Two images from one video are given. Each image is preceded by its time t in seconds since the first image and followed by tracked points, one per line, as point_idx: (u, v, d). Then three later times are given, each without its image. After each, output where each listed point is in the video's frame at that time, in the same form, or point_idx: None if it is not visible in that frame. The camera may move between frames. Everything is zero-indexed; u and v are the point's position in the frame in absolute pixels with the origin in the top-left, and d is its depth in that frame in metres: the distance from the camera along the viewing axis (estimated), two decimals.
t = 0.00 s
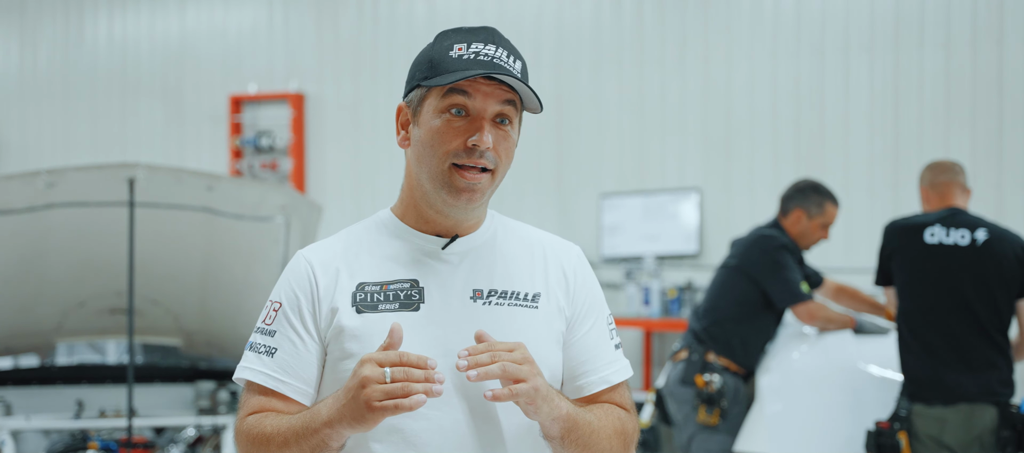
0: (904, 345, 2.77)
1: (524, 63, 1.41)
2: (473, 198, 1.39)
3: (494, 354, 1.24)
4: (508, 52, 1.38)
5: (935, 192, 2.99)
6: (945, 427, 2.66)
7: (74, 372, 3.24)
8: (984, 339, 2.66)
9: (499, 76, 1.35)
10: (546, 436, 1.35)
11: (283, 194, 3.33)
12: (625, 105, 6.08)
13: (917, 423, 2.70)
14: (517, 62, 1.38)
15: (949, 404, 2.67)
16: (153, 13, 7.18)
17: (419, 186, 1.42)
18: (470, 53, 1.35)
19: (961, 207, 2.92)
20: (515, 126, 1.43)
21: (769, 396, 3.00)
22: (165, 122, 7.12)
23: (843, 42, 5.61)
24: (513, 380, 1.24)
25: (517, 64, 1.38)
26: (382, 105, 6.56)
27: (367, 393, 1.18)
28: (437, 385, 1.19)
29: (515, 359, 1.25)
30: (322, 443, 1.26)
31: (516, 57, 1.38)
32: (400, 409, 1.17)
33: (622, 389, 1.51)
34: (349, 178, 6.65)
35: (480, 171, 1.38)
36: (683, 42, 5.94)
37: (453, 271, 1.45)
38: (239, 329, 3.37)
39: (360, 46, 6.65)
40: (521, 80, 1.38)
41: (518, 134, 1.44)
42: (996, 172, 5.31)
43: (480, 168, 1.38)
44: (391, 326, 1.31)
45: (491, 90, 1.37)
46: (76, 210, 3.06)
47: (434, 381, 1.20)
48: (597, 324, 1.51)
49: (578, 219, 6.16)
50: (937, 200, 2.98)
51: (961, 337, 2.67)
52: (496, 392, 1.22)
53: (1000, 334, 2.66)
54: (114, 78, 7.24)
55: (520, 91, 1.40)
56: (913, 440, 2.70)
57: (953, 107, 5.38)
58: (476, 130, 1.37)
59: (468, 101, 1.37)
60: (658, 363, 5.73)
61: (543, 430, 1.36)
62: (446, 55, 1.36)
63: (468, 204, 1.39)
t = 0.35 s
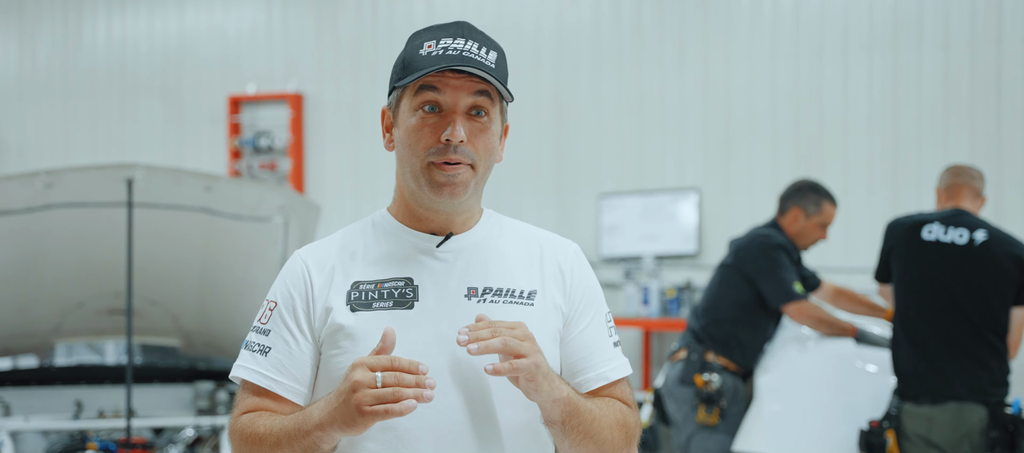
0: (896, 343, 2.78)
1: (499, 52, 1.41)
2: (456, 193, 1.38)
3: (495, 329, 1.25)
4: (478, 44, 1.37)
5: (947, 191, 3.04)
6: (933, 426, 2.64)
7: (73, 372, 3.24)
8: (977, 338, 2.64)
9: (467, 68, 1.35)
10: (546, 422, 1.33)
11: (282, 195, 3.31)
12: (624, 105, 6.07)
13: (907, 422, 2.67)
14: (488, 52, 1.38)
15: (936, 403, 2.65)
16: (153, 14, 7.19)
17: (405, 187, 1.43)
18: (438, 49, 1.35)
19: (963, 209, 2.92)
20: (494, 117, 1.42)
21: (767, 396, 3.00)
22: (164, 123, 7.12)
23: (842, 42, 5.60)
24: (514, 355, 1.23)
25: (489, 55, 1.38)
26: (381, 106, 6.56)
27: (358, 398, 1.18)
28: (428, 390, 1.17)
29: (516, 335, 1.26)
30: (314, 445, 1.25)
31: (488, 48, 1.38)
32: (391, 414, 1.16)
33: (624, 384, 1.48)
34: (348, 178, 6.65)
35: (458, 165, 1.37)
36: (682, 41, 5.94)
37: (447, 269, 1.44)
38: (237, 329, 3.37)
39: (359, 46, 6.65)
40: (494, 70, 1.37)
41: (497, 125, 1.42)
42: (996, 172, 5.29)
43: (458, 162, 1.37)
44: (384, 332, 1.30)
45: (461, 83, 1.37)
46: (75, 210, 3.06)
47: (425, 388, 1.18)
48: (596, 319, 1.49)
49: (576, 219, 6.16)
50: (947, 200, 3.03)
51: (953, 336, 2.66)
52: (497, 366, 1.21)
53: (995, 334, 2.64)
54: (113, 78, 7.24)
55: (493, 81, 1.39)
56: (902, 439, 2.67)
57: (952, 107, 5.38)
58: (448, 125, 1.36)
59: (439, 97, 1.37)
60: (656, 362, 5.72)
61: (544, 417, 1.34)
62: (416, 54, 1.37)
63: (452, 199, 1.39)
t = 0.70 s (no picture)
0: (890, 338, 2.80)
1: (480, 48, 1.40)
2: (429, 191, 1.38)
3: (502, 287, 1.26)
4: (455, 43, 1.37)
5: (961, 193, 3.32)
6: (922, 422, 2.61)
7: (68, 371, 3.24)
8: (968, 333, 2.63)
9: (440, 68, 1.34)
10: (549, 396, 1.32)
11: (276, 193, 3.33)
12: (619, 103, 6.07)
13: (898, 420, 2.64)
14: (466, 51, 1.37)
15: (926, 398, 2.64)
16: (148, 13, 7.19)
17: (389, 184, 1.44)
18: (413, 49, 1.35)
19: (966, 209, 2.92)
20: (472, 115, 1.40)
21: (762, 396, 2.99)
22: (159, 122, 7.11)
23: (836, 40, 5.61)
24: (521, 313, 1.24)
25: (467, 53, 1.37)
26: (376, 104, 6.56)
27: (363, 421, 1.18)
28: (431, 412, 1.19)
29: (523, 295, 1.27)
30: None
31: (466, 45, 1.38)
32: (396, 438, 1.17)
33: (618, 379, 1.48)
34: (343, 176, 6.64)
35: (431, 164, 1.37)
36: (676, 40, 5.95)
37: (438, 267, 1.44)
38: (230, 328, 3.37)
39: (354, 45, 6.65)
40: (470, 68, 1.37)
41: (476, 123, 1.40)
42: (991, 170, 5.29)
43: (431, 161, 1.37)
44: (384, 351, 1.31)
45: (434, 83, 1.36)
46: (69, 209, 3.06)
47: (428, 410, 1.19)
48: (588, 314, 1.48)
49: (571, 217, 6.16)
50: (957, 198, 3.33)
51: (943, 332, 2.67)
52: (505, 322, 1.22)
53: (988, 330, 2.63)
54: (108, 77, 7.24)
55: (468, 81, 1.36)
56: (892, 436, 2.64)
57: (946, 105, 5.38)
58: (420, 125, 1.36)
59: (412, 97, 1.37)
60: (652, 360, 5.73)
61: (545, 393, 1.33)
62: (394, 54, 1.37)
63: (427, 197, 1.39)
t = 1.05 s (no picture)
0: (892, 338, 2.79)
1: (501, 68, 1.40)
2: (435, 208, 1.38)
3: (526, 337, 1.25)
4: (478, 63, 1.37)
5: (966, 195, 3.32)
6: (922, 423, 2.62)
7: (66, 371, 3.24)
8: (968, 334, 2.64)
9: (462, 89, 1.34)
10: (557, 430, 1.34)
11: (273, 194, 3.34)
12: (617, 103, 6.07)
13: (897, 419, 2.65)
14: (487, 72, 1.38)
15: (926, 398, 2.64)
16: (145, 13, 7.18)
17: (392, 192, 1.43)
18: (436, 63, 1.35)
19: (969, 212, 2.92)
20: (484, 137, 1.41)
21: (759, 396, 2.98)
22: (156, 121, 7.11)
23: (834, 40, 5.61)
24: (545, 369, 1.24)
25: (488, 72, 1.37)
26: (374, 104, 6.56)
27: (373, 426, 1.18)
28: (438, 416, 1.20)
29: (546, 345, 1.26)
30: None
31: (488, 65, 1.38)
32: (405, 442, 1.18)
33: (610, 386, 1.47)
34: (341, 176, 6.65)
35: (441, 183, 1.38)
36: (674, 40, 5.95)
37: (433, 270, 1.44)
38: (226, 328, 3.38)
39: (352, 45, 6.64)
40: (489, 89, 1.37)
41: (486, 145, 1.41)
42: (988, 171, 5.29)
43: (441, 180, 1.37)
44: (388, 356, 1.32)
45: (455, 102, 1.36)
46: (66, 210, 3.06)
47: (436, 414, 1.20)
48: (585, 318, 1.48)
49: (569, 217, 6.16)
50: (962, 200, 3.33)
51: (943, 332, 2.66)
52: (528, 380, 1.22)
53: (989, 330, 2.63)
54: (105, 77, 7.23)
55: (486, 103, 1.37)
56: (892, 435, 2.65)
57: (944, 105, 5.38)
58: (435, 142, 1.36)
59: (430, 112, 1.36)
60: (649, 360, 5.74)
61: (554, 426, 1.35)
62: (414, 62, 1.37)
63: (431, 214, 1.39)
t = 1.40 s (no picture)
0: (892, 338, 2.78)
1: (501, 65, 1.41)
2: (440, 205, 1.39)
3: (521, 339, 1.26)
4: (479, 59, 1.37)
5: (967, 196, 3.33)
6: (923, 423, 2.61)
7: (64, 372, 3.23)
8: (970, 335, 2.64)
9: (465, 85, 1.35)
10: (555, 433, 1.34)
11: (272, 194, 3.34)
12: (615, 104, 6.08)
13: (899, 420, 2.63)
14: (489, 67, 1.38)
15: (927, 399, 2.64)
16: (143, 13, 7.18)
17: (395, 191, 1.44)
18: (437, 61, 1.35)
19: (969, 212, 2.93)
20: (487, 133, 1.41)
21: (758, 395, 2.96)
22: (155, 122, 7.11)
23: (832, 40, 5.61)
24: (539, 370, 1.25)
25: (489, 69, 1.38)
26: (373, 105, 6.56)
27: (371, 422, 1.19)
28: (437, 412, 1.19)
29: (542, 347, 1.27)
30: None
31: (489, 62, 1.38)
32: (403, 438, 1.17)
33: (611, 387, 1.48)
34: (340, 177, 6.65)
35: (446, 179, 1.38)
36: (672, 41, 5.95)
37: (434, 271, 1.44)
38: (225, 329, 3.38)
39: (351, 45, 6.65)
40: (491, 85, 1.37)
41: (489, 141, 1.41)
42: (986, 172, 5.30)
43: (445, 177, 1.37)
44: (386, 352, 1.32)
45: (457, 99, 1.36)
46: (65, 210, 3.06)
47: (434, 410, 1.19)
48: (586, 318, 1.48)
49: (568, 218, 6.16)
50: (962, 202, 3.34)
51: (943, 333, 2.67)
52: (524, 381, 1.22)
53: (990, 332, 2.64)
54: (103, 77, 7.24)
55: (489, 98, 1.37)
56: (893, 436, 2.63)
57: (942, 105, 5.39)
58: (440, 139, 1.36)
59: (433, 110, 1.36)
60: (648, 361, 5.74)
61: (551, 429, 1.35)
62: (415, 61, 1.37)
63: (437, 211, 1.39)
